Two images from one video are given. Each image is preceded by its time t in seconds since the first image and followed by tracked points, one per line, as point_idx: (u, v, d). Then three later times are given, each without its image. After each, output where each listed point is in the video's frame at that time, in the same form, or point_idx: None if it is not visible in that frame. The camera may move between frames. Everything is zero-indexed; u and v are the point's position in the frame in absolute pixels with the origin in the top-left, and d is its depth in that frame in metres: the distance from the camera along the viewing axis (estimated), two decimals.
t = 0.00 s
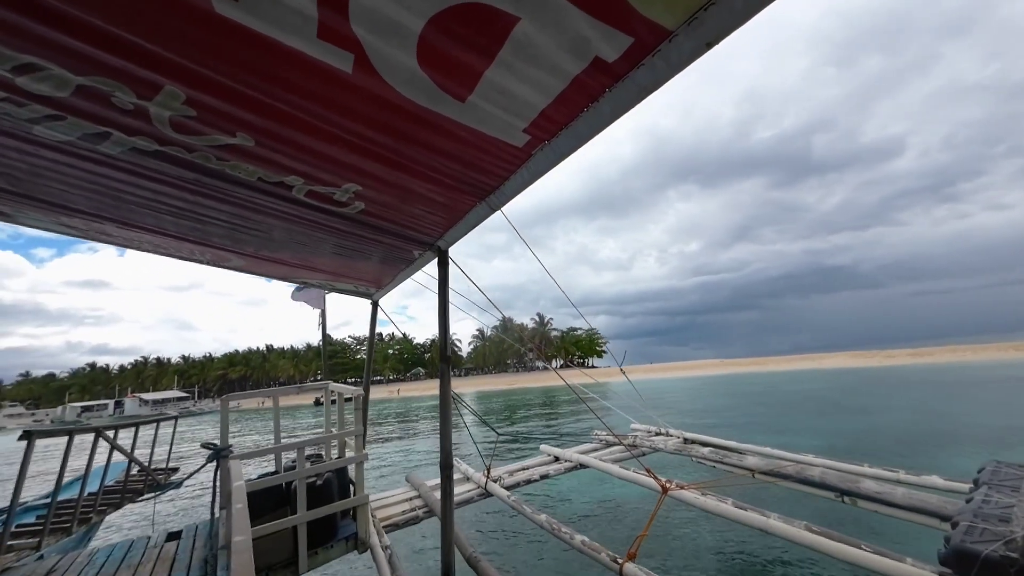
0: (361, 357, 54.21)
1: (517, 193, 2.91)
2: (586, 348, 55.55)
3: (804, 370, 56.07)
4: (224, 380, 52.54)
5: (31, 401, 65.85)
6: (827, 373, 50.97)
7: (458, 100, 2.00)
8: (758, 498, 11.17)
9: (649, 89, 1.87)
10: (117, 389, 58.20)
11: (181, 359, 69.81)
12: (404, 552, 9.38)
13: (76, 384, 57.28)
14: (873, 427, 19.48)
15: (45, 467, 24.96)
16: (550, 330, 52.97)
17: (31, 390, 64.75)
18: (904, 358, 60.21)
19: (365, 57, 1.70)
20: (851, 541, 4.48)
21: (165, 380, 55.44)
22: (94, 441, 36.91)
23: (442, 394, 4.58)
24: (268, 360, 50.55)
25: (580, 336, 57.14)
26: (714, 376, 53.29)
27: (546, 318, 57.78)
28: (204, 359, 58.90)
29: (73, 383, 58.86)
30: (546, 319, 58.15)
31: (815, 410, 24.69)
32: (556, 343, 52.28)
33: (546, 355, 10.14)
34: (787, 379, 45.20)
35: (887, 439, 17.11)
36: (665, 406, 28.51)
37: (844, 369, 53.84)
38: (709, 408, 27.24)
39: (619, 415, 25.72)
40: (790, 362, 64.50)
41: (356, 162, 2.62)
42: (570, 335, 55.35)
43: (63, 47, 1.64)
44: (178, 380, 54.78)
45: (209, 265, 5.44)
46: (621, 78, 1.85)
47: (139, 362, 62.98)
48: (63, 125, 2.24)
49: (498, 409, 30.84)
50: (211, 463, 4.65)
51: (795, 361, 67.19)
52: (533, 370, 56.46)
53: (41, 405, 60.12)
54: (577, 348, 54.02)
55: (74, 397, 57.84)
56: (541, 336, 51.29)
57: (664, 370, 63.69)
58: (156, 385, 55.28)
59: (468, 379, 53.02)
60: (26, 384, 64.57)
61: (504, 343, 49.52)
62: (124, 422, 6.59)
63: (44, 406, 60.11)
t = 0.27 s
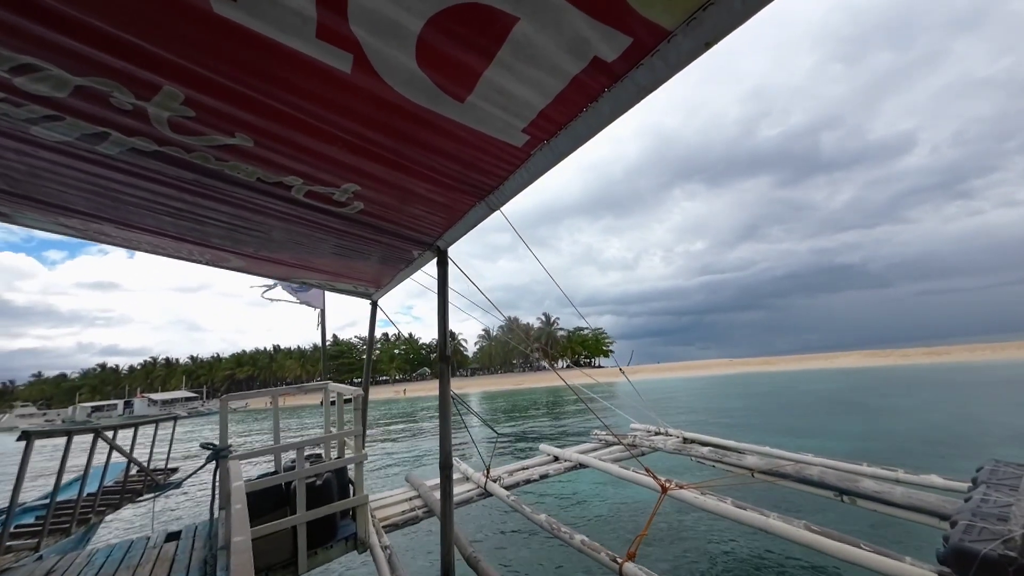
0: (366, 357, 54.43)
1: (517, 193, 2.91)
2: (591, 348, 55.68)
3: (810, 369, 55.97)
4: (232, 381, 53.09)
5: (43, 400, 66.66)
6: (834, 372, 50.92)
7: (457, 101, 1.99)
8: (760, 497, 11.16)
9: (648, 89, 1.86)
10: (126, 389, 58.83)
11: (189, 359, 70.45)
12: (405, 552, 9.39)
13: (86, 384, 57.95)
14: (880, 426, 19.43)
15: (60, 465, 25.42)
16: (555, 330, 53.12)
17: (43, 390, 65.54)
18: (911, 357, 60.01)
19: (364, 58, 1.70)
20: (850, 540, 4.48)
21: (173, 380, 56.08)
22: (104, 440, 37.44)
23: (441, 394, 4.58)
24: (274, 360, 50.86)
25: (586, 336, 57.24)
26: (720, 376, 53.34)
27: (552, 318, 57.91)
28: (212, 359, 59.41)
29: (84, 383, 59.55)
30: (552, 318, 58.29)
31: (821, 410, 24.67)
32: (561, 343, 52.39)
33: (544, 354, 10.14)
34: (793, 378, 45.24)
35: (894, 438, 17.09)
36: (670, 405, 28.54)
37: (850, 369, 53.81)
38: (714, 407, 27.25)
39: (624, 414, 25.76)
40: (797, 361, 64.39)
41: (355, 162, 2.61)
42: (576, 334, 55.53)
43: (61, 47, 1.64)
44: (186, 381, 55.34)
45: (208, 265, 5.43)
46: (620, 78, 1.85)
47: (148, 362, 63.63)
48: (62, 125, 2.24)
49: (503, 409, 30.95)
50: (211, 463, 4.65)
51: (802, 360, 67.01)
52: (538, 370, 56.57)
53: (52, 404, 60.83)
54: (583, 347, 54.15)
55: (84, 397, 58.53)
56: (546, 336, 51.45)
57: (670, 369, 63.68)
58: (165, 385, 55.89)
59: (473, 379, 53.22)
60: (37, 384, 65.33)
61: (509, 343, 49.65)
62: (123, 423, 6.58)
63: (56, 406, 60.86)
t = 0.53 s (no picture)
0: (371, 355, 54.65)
1: (517, 191, 2.91)
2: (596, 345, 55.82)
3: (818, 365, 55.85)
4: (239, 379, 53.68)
5: (54, 398, 67.45)
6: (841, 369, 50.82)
7: (456, 99, 1.99)
8: (762, 495, 11.15)
9: (648, 87, 1.86)
10: (136, 387, 59.53)
11: (197, 357, 71.11)
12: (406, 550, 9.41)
13: (97, 383, 58.76)
14: (888, 423, 19.41)
15: (76, 461, 25.93)
16: (560, 327, 53.26)
17: (55, 389, 66.45)
18: (919, 352, 59.75)
19: (363, 55, 1.69)
20: (850, 537, 4.49)
21: (182, 378, 56.71)
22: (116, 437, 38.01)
23: (441, 392, 4.58)
24: (281, 358, 51.18)
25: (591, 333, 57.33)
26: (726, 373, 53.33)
27: (557, 315, 58.00)
28: (220, 358, 59.94)
29: (94, 382, 60.31)
30: (557, 316, 58.43)
31: (828, 407, 24.64)
32: (567, 341, 52.50)
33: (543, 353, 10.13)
34: (799, 375, 45.23)
35: (901, 435, 17.07)
36: (676, 402, 28.61)
37: (857, 365, 53.78)
38: (720, 405, 27.27)
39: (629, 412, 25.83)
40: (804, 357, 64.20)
41: (355, 160, 2.61)
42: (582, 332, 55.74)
43: (57, 45, 1.62)
44: (195, 379, 55.97)
45: (208, 264, 5.43)
46: (620, 75, 1.85)
47: (157, 361, 64.30)
48: (60, 124, 2.23)
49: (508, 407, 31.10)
50: (211, 462, 4.66)
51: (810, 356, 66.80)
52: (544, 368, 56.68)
53: (64, 403, 61.59)
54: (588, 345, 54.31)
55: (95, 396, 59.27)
56: (552, 334, 51.57)
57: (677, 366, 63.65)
58: (174, 383, 56.50)
59: (479, 377, 53.43)
60: (48, 383, 66.13)
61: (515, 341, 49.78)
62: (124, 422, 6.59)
63: (67, 405, 61.62)
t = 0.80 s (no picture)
0: (377, 353, 54.89)
1: (516, 189, 2.90)
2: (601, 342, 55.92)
3: (826, 361, 55.71)
4: (247, 378, 54.12)
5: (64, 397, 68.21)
6: (848, 364, 50.66)
7: (455, 96, 1.98)
8: (764, 491, 11.16)
9: (648, 83, 1.85)
10: (145, 386, 60.21)
11: (205, 356, 71.74)
12: (407, 547, 9.44)
13: (107, 382, 59.40)
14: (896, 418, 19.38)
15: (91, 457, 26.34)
16: (567, 324, 53.35)
17: (65, 388, 67.24)
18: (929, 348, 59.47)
19: (361, 52, 1.69)
20: (849, 533, 4.50)
21: (190, 377, 57.32)
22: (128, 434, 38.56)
23: (441, 390, 4.59)
24: (288, 357, 51.44)
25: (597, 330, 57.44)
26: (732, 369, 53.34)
27: (563, 312, 58.06)
28: (227, 357, 60.41)
29: (104, 381, 60.97)
30: (563, 313, 58.53)
31: (834, 403, 24.65)
32: (572, 338, 52.64)
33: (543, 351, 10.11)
34: (805, 371, 45.19)
35: (908, 429, 17.03)
36: (681, 399, 28.64)
37: (865, 361, 53.77)
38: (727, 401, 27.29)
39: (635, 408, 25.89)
40: (812, 353, 64.08)
41: (353, 158, 2.60)
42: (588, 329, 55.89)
43: (54, 42, 1.62)
44: (203, 378, 56.49)
45: (207, 262, 5.42)
46: (619, 72, 1.84)
47: (166, 360, 64.95)
48: (59, 122, 2.23)
49: (513, 404, 31.23)
50: (212, 461, 4.66)
51: (818, 352, 66.65)
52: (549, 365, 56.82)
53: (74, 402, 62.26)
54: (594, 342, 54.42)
55: (105, 395, 59.97)
56: (558, 330, 51.69)
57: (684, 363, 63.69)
58: (183, 382, 57.03)
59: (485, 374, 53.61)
60: (58, 382, 66.86)
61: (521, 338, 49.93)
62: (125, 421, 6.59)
63: (77, 403, 62.34)
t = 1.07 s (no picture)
0: (382, 352, 55.04)
1: (516, 187, 2.90)
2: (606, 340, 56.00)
3: (834, 357, 55.63)
4: (253, 377, 54.45)
5: (74, 396, 68.84)
6: (855, 360, 50.57)
7: (454, 94, 1.98)
8: (765, 488, 11.16)
9: (648, 81, 1.85)
10: (154, 385, 60.75)
11: (213, 356, 72.30)
12: (409, 545, 9.46)
13: (116, 381, 60.17)
14: (904, 411, 19.30)
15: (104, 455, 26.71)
16: (572, 321, 53.38)
17: (75, 387, 67.87)
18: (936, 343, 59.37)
19: (360, 50, 1.68)
20: (849, 530, 4.50)
21: (198, 377, 57.84)
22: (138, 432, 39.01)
23: (442, 389, 4.59)
24: (294, 356, 51.63)
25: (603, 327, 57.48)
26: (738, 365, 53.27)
27: (568, 310, 58.08)
28: (234, 356, 60.80)
29: (113, 381, 61.55)
30: (568, 311, 58.56)
31: (840, 398, 24.63)
32: (578, 336, 52.74)
33: (542, 349, 10.11)
34: (810, 367, 45.19)
35: (914, 423, 16.98)
36: (687, 396, 28.67)
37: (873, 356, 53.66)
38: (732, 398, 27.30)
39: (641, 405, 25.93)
40: (819, 349, 64.02)
41: (352, 157, 2.59)
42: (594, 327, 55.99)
43: (51, 41, 1.61)
44: (210, 377, 56.94)
45: (207, 262, 5.41)
46: (619, 69, 1.84)
47: (173, 360, 65.44)
48: (56, 121, 2.22)
49: (518, 402, 31.33)
50: (212, 460, 4.66)
51: (825, 348, 66.56)
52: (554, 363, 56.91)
53: (84, 402, 63.02)
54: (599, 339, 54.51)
55: (114, 394, 60.57)
56: (563, 328, 51.79)
57: (690, 359, 63.65)
58: (191, 381, 57.51)
59: (491, 372, 53.74)
60: (67, 381, 67.44)
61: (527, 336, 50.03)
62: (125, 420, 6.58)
63: (87, 403, 62.95)
